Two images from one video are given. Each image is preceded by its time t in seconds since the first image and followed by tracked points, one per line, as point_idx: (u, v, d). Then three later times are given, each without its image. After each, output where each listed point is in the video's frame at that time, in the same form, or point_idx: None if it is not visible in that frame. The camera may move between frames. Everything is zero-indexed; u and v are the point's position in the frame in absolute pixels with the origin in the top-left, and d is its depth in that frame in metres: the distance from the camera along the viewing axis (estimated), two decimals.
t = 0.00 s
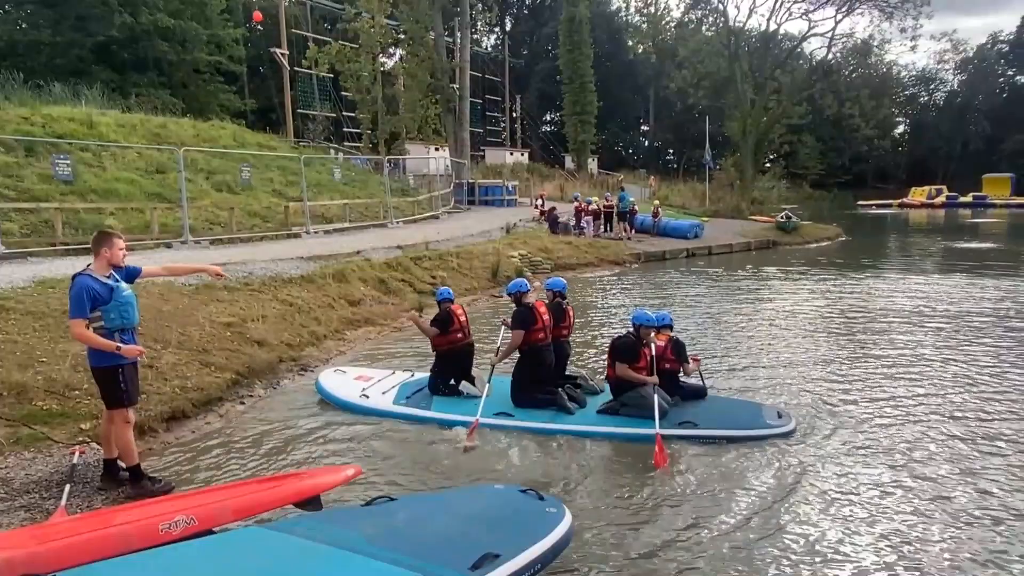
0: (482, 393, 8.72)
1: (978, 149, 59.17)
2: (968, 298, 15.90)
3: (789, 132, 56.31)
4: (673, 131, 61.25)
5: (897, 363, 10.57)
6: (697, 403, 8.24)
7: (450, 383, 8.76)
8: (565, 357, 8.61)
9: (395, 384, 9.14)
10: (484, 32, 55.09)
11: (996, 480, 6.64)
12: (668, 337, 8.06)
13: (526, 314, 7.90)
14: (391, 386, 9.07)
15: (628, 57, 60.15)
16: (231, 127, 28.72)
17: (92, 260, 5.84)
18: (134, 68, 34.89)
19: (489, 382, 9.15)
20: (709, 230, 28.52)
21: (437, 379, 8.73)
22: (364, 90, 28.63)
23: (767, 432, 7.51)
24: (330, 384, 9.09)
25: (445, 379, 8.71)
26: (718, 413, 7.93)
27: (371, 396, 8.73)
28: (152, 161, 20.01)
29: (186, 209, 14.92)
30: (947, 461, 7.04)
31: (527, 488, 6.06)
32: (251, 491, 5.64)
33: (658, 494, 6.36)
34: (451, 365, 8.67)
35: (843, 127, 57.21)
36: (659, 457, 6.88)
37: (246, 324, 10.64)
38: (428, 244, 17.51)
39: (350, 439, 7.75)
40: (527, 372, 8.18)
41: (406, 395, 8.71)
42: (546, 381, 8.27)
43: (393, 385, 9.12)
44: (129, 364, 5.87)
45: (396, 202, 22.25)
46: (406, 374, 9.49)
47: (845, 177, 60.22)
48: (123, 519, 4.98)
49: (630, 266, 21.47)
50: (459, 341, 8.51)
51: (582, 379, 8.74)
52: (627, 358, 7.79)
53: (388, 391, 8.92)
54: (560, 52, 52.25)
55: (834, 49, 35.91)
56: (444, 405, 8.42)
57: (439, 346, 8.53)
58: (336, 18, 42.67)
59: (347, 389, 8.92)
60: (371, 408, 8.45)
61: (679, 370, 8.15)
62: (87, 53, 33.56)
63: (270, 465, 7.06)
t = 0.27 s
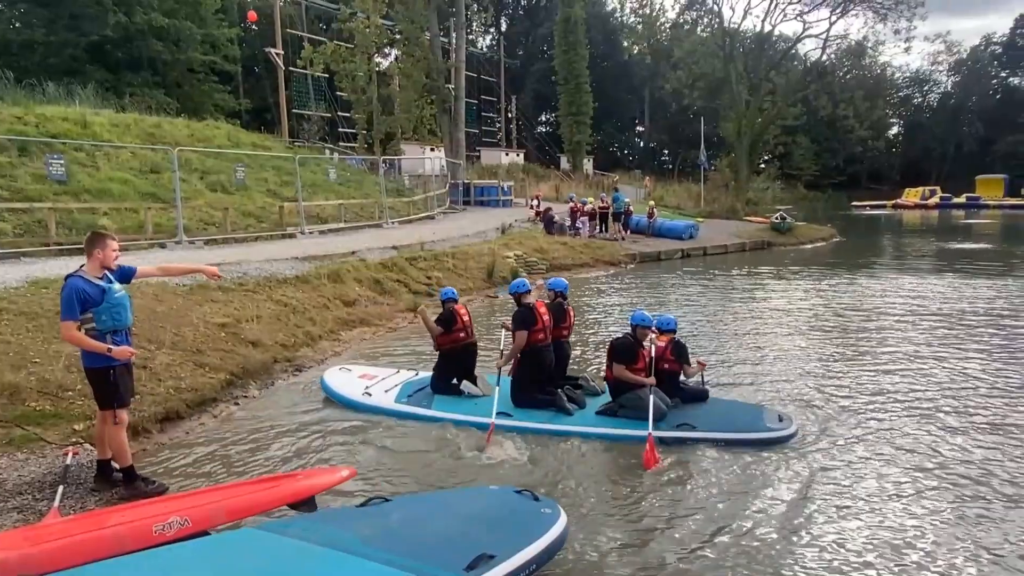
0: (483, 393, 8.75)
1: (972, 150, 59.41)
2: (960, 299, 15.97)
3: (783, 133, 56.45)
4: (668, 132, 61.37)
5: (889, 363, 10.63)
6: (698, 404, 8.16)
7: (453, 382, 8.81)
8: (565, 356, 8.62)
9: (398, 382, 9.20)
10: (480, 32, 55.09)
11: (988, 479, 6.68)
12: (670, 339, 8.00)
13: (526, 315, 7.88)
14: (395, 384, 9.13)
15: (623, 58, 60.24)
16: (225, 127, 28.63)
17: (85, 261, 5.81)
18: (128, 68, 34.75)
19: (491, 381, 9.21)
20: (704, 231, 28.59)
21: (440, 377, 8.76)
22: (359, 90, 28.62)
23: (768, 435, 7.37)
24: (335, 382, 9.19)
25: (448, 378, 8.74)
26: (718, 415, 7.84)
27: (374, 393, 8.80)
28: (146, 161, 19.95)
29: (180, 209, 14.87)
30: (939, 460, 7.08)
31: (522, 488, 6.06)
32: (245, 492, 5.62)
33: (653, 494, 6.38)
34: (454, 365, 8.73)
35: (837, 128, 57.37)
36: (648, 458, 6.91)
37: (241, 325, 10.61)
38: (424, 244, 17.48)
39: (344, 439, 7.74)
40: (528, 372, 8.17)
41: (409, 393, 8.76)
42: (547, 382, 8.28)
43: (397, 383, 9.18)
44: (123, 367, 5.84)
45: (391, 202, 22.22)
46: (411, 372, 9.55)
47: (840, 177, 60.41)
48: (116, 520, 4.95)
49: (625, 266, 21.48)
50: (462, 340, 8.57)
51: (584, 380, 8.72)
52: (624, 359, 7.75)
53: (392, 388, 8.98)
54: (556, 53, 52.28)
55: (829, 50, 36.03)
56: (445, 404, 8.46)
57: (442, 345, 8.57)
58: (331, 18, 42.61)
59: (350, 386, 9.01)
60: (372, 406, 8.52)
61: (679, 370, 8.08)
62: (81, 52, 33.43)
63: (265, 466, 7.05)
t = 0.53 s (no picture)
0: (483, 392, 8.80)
1: (962, 152, 59.76)
2: (950, 299, 16.07)
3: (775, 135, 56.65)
4: (661, 133, 61.55)
5: (879, 362, 10.72)
6: (698, 406, 8.09)
7: (454, 381, 8.87)
8: (564, 357, 8.63)
9: (400, 381, 9.30)
10: (472, 33, 55.11)
11: (978, 479, 6.73)
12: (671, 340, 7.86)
13: (525, 314, 7.90)
14: (397, 382, 9.23)
15: (616, 59, 60.36)
16: (217, 127, 28.52)
17: (74, 262, 5.78)
18: (119, 68, 34.57)
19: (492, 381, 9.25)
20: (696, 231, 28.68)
21: (440, 376, 8.84)
22: (352, 90, 28.59)
23: (764, 440, 7.33)
24: (339, 380, 9.32)
25: (449, 377, 8.83)
26: (716, 418, 7.77)
27: (375, 391, 8.91)
28: (137, 160, 19.87)
29: (171, 209, 14.82)
30: (928, 460, 7.14)
31: (514, 489, 6.07)
32: (237, 494, 5.61)
33: (645, 495, 6.38)
34: (455, 364, 8.79)
35: (828, 130, 57.62)
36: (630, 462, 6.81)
37: (232, 326, 10.57)
38: (416, 245, 17.46)
39: (337, 440, 7.72)
40: (526, 371, 8.19)
41: (410, 392, 8.85)
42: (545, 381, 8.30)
43: (399, 381, 9.27)
44: (114, 368, 5.81)
45: (384, 203, 22.21)
46: (414, 372, 9.64)
47: (831, 179, 60.68)
48: (107, 522, 4.93)
49: (618, 267, 21.51)
50: (462, 340, 8.63)
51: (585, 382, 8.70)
52: (620, 360, 7.63)
53: (393, 387, 9.08)
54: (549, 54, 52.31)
55: (820, 52, 36.19)
56: (444, 403, 8.52)
57: (444, 345, 8.67)
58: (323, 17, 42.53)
59: (353, 384, 9.14)
60: (373, 404, 8.62)
61: (679, 371, 8.00)
62: (71, 52, 33.23)
63: (256, 468, 7.03)
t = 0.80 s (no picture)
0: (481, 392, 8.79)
1: (952, 153, 60.12)
2: (940, 300, 16.15)
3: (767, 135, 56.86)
4: (653, 134, 61.72)
5: (868, 362, 10.80)
6: (697, 409, 8.00)
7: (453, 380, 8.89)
8: (563, 358, 8.49)
9: (401, 380, 9.36)
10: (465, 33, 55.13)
11: (968, 477, 6.77)
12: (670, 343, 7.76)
13: (523, 314, 7.87)
14: (398, 382, 9.30)
15: (609, 60, 60.48)
16: (209, 127, 28.42)
17: (63, 263, 5.74)
18: (110, 67, 34.38)
19: (491, 381, 9.25)
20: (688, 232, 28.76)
21: (440, 375, 8.82)
22: (344, 90, 28.57)
23: (761, 443, 7.23)
24: (342, 378, 9.42)
25: (448, 376, 8.82)
26: (713, 419, 7.69)
27: (376, 390, 8.98)
28: (128, 161, 19.77)
29: (162, 209, 14.75)
30: (920, 460, 7.17)
31: (506, 490, 6.06)
32: (228, 495, 5.58)
33: (637, 496, 6.38)
34: (454, 362, 8.80)
35: (820, 131, 57.87)
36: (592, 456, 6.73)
37: (223, 327, 10.52)
38: (409, 246, 17.44)
39: (328, 441, 7.70)
40: (523, 371, 8.20)
41: (410, 390, 8.91)
42: (543, 381, 8.29)
43: (401, 380, 9.36)
44: (104, 368, 5.78)
45: (376, 203, 22.16)
46: (416, 371, 9.71)
47: (822, 180, 60.97)
48: (97, 524, 4.90)
49: (610, 268, 21.53)
50: (461, 339, 8.65)
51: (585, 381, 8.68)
52: (613, 359, 7.61)
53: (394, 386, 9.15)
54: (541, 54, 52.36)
55: (811, 53, 36.36)
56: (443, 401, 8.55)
57: (443, 344, 8.66)
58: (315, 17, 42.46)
59: (355, 383, 9.23)
60: (372, 402, 8.69)
61: (676, 373, 7.87)
62: (61, 51, 33.04)
63: (247, 469, 6.99)
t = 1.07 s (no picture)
0: (480, 391, 8.83)
1: (943, 154, 60.42)
2: (931, 299, 16.24)
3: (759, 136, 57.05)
4: (646, 135, 61.78)
5: (860, 361, 10.85)
6: (695, 410, 7.98)
7: (452, 379, 8.94)
8: (562, 359, 8.43)
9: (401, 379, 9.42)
10: (458, 33, 55.09)
11: (959, 476, 6.80)
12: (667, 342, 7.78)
13: (521, 314, 7.90)
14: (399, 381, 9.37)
15: (601, 60, 60.56)
16: (201, 127, 28.28)
17: (53, 263, 5.70)
18: (101, 67, 34.16)
19: (491, 380, 9.28)
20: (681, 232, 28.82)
21: (440, 374, 8.88)
22: (337, 90, 28.47)
23: (756, 444, 7.21)
24: (343, 377, 9.51)
25: (447, 374, 8.89)
26: (708, 421, 7.67)
27: (376, 388, 9.05)
28: (119, 161, 19.64)
29: (153, 210, 14.67)
30: (913, 459, 7.21)
31: (499, 490, 6.06)
32: (220, 497, 5.56)
33: (630, 496, 6.38)
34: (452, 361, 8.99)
35: (811, 132, 58.09)
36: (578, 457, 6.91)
37: (215, 327, 10.48)
38: (402, 246, 17.40)
39: (321, 442, 7.67)
40: (520, 371, 8.21)
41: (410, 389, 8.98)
42: (540, 382, 8.29)
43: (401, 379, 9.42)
44: (94, 370, 5.74)
45: (369, 203, 22.09)
46: (416, 370, 9.77)
47: (814, 180, 61.21)
48: (87, 525, 4.86)
49: (603, 268, 21.54)
50: (458, 339, 8.85)
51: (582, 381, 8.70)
52: (609, 363, 7.63)
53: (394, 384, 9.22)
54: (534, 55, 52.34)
55: (803, 55, 36.49)
56: (441, 400, 8.60)
57: (441, 342, 8.90)
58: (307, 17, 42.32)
59: (355, 381, 9.31)
60: (372, 400, 8.74)
61: (674, 375, 7.91)
62: (51, 51, 32.82)
63: (239, 470, 6.96)
